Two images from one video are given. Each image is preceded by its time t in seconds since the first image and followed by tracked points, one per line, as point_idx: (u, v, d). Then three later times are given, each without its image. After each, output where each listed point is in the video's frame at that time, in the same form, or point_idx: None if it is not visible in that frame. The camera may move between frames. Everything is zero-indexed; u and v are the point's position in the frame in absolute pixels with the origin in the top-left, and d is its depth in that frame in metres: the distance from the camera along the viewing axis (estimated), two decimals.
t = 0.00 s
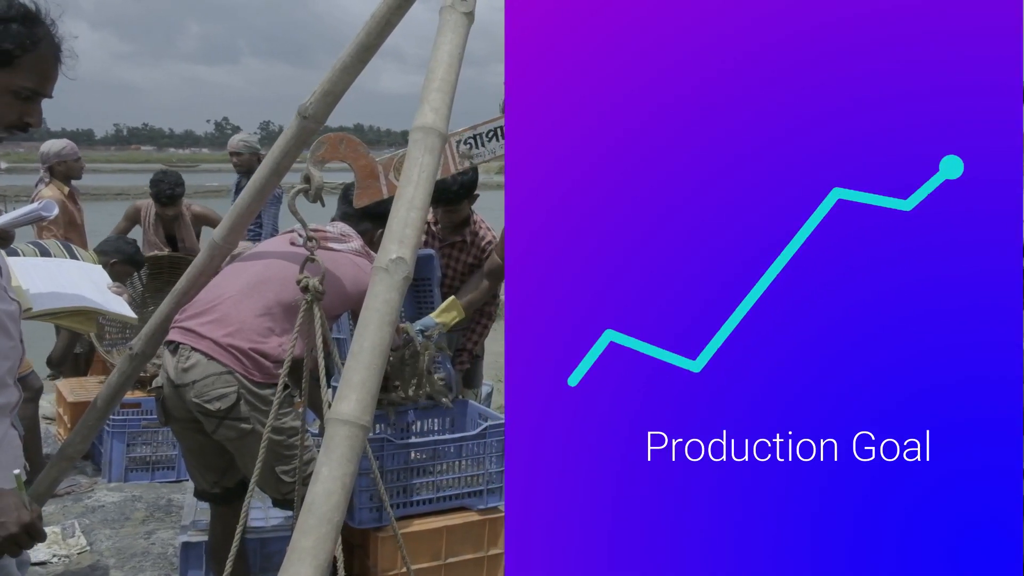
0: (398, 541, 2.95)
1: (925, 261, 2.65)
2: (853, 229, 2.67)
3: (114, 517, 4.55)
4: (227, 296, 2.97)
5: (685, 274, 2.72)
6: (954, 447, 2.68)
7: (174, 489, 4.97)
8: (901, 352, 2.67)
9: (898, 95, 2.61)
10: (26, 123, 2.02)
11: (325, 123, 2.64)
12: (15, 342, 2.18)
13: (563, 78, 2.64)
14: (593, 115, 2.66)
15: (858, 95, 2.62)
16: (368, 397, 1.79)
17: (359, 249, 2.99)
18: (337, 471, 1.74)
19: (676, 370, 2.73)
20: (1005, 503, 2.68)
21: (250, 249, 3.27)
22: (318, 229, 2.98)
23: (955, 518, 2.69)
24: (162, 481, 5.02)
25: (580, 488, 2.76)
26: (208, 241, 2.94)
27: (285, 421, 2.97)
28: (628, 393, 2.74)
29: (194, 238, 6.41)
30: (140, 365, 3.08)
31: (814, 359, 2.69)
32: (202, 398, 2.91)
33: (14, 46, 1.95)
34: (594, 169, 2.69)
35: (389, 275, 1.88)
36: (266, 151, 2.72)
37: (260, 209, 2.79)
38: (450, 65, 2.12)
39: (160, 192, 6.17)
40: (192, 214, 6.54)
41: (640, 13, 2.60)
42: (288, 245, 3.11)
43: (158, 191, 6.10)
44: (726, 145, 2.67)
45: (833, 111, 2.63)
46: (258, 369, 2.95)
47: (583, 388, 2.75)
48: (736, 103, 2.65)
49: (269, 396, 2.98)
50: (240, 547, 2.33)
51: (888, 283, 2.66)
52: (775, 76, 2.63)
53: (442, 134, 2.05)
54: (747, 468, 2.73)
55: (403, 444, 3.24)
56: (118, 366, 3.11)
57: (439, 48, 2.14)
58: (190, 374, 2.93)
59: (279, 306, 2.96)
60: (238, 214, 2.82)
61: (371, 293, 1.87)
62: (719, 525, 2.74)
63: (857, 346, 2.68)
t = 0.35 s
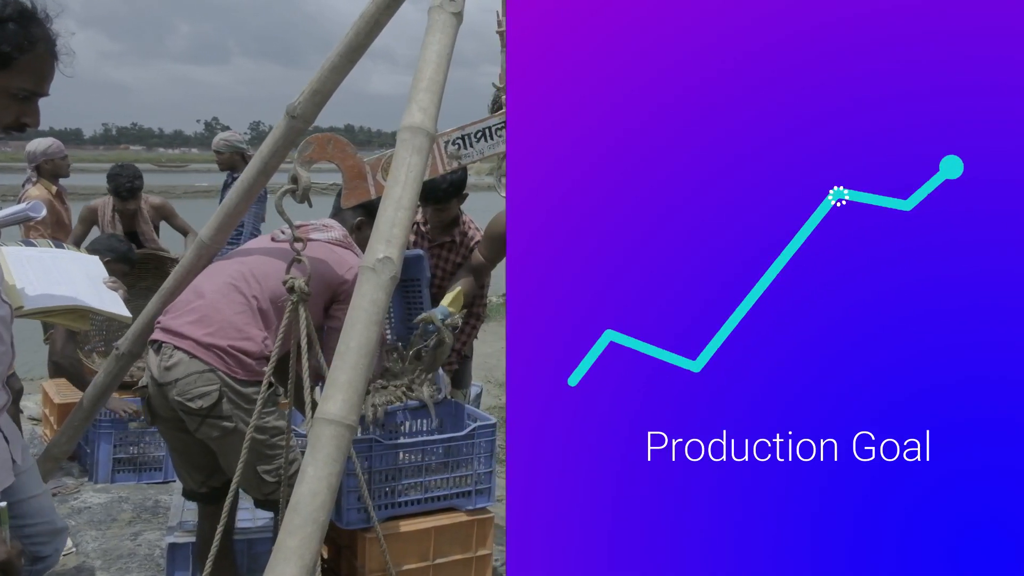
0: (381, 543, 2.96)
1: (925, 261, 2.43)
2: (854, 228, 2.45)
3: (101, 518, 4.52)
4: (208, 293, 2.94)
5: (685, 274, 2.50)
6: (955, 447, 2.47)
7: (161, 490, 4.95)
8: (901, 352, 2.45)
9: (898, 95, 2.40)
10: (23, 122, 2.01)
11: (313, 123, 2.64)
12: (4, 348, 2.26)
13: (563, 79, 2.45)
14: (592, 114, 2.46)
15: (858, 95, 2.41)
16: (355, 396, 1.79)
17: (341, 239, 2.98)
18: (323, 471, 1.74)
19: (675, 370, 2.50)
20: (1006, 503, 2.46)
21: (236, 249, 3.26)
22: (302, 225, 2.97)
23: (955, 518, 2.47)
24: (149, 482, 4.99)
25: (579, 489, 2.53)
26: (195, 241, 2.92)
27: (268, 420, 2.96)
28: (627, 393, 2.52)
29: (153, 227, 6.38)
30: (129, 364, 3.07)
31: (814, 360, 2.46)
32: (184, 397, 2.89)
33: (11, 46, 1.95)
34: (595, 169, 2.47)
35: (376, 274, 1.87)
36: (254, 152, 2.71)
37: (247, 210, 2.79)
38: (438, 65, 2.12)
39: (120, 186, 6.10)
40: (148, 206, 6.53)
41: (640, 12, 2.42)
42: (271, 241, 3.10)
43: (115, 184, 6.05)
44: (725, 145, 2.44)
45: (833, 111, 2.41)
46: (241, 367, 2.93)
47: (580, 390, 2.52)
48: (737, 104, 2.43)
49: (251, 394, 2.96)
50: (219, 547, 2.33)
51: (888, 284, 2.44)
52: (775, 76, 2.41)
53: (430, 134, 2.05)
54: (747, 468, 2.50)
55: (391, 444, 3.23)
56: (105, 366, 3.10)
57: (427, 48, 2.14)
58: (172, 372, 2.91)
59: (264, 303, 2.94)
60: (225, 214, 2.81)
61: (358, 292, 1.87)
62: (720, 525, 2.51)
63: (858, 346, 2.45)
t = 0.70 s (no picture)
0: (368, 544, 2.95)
1: (925, 261, 2.21)
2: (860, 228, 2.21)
3: (88, 519, 4.50)
4: (178, 294, 2.91)
5: (685, 274, 2.24)
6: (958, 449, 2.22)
7: (149, 491, 4.93)
8: (901, 353, 2.20)
9: (898, 94, 2.19)
10: (5, 113, 2.33)
11: (300, 123, 2.63)
12: None
13: (563, 79, 2.21)
14: (592, 114, 2.21)
15: (858, 95, 2.19)
16: (341, 395, 1.79)
17: (324, 243, 2.94)
18: (309, 470, 1.75)
19: (676, 370, 2.23)
20: (1006, 503, 2.22)
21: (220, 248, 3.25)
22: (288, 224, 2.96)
23: (955, 518, 2.21)
24: (137, 483, 4.96)
25: (580, 490, 2.24)
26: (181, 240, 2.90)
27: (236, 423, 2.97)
28: (628, 392, 2.24)
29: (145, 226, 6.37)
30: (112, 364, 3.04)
31: (814, 360, 2.21)
32: (151, 397, 2.93)
33: None
34: (595, 169, 2.23)
35: (363, 274, 1.87)
36: (241, 151, 2.70)
37: (234, 209, 2.78)
38: (425, 64, 2.11)
39: (107, 187, 6.05)
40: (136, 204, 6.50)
41: (641, 12, 2.18)
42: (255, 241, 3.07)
43: (103, 184, 6.01)
44: (725, 144, 2.21)
45: (834, 111, 2.19)
46: (205, 369, 2.92)
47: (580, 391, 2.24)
48: (737, 104, 2.20)
49: (217, 396, 2.95)
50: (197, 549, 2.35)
51: (888, 284, 2.21)
52: (776, 76, 2.19)
53: (416, 133, 2.04)
54: (747, 468, 2.23)
55: (380, 444, 3.22)
56: (89, 366, 3.08)
57: (414, 47, 2.13)
58: (138, 373, 2.94)
59: (231, 305, 2.88)
60: (212, 213, 2.79)
61: (344, 291, 1.87)
62: (720, 525, 2.23)
63: (858, 346, 2.20)
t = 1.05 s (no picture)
0: (359, 544, 2.94)
1: (925, 261, 2.38)
2: (857, 229, 2.38)
3: (76, 521, 4.47)
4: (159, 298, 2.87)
5: (685, 274, 2.42)
6: (955, 447, 2.41)
7: (138, 493, 4.90)
8: (901, 352, 2.39)
9: (898, 95, 2.35)
10: (5, 113, 2.34)
11: (288, 121, 2.61)
12: None
13: (563, 79, 2.36)
14: (592, 114, 2.37)
15: (858, 95, 2.35)
16: (329, 395, 1.79)
17: (315, 244, 2.92)
18: (297, 471, 1.74)
19: (676, 370, 2.42)
20: (1006, 503, 2.41)
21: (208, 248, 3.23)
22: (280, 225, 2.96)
23: (955, 518, 2.41)
24: (126, 484, 4.93)
25: (579, 489, 2.44)
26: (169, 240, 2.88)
27: (220, 423, 2.95)
28: (628, 392, 2.43)
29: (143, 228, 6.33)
30: (101, 365, 3.03)
31: (815, 360, 2.40)
32: (134, 398, 2.92)
33: None
34: (595, 169, 2.38)
35: (351, 273, 1.86)
36: (229, 150, 2.68)
37: (222, 209, 2.77)
38: (413, 62, 2.10)
39: (115, 188, 6.00)
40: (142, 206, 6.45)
41: (641, 12, 2.33)
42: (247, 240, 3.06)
43: (111, 184, 5.94)
44: (726, 145, 2.38)
45: (833, 111, 2.35)
46: (188, 371, 2.90)
47: (580, 390, 2.43)
48: (737, 104, 2.36)
49: (200, 397, 2.92)
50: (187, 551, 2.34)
51: (888, 284, 2.38)
52: (775, 76, 2.35)
53: (404, 132, 2.03)
54: (747, 468, 2.43)
55: (370, 444, 3.21)
56: (76, 368, 3.04)
57: (403, 45, 2.12)
58: (122, 374, 2.93)
59: (213, 307, 2.87)
60: (200, 213, 2.77)
61: (331, 291, 1.86)
62: (720, 525, 2.44)
63: (858, 346, 2.39)
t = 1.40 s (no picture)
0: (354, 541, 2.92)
1: (925, 261, 2.37)
2: (857, 229, 2.38)
3: (63, 521, 4.44)
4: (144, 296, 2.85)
5: (685, 274, 2.41)
6: (956, 447, 2.40)
7: (126, 492, 4.87)
8: (901, 352, 2.39)
9: (898, 95, 2.34)
10: (4, 115, 2.43)
11: (277, 118, 2.60)
12: None
13: (563, 79, 2.35)
14: (592, 114, 2.36)
15: (858, 95, 2.34)
16: (317, 393, 1.78)
17: (305, 240, 2.91)
18: (285, 470, 1.72)
19: (676, 370, 2.42)
20: (1006, 503, 2.40)
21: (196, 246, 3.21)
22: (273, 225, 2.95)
23: (955, 518, 2.40)
24: (113, 483, 4.90)
25: (579, 490, 2.44)
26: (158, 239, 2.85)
27: (206, 422, 2.93)
28: (628, 392, 2.43)
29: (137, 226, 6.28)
30: (86, 364, 3.02)
31: (814, 360, 2.40)
32: (118, 397, 2.90)
33: None
34: (595, 169, 2.38)
35: (338, 270, 1.85)
36: (216, 148, 2.66)
37: (210, 206, 2.75)
38: (401, 59, 2.09)
39: (113, 183, 5.96)
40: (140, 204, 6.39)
41: (641, 12, 2.32)
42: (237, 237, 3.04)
43: (109, 180, 5.90)
44: (726, 145, 2.37)
45: (833, 111, 2.35)
46: (173, 370, 2.87)
47: (581, 390, 2.43)
48: (737, 104, 2.36)
49: (185, 397, 2.90)
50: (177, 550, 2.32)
51: (888, 284, 2.38)
52: (775, 76, 2.34)
53: (392, 128, 2.02)
54: (747, 468, 2.43)
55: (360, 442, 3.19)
56: (61, 366, 3.03)
57: (391, 41, 2.11)
58: (106, 372, 2.91)
59: (198, 307, 2.84)
60: (188, 211, 2.75)
61: (318, 288, 1.85)
62: (720, 525, 2.43)
63: (858, 346, 2.39)
